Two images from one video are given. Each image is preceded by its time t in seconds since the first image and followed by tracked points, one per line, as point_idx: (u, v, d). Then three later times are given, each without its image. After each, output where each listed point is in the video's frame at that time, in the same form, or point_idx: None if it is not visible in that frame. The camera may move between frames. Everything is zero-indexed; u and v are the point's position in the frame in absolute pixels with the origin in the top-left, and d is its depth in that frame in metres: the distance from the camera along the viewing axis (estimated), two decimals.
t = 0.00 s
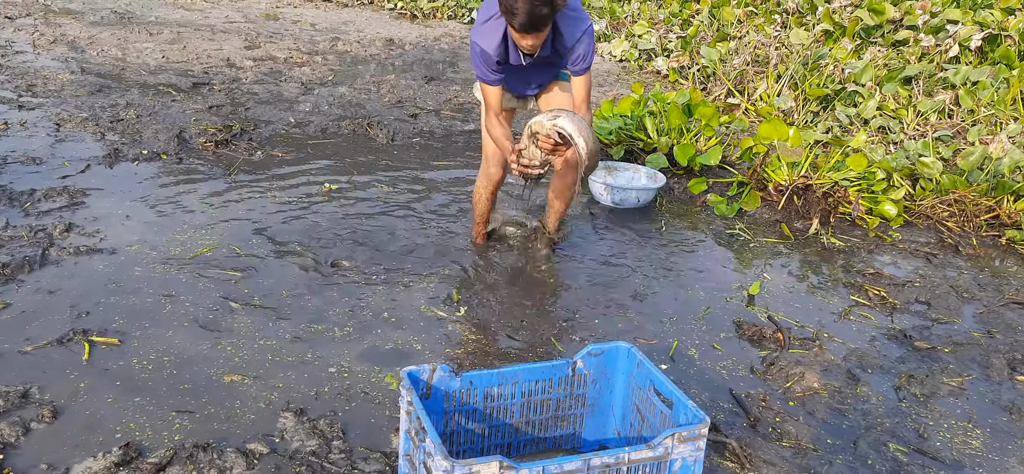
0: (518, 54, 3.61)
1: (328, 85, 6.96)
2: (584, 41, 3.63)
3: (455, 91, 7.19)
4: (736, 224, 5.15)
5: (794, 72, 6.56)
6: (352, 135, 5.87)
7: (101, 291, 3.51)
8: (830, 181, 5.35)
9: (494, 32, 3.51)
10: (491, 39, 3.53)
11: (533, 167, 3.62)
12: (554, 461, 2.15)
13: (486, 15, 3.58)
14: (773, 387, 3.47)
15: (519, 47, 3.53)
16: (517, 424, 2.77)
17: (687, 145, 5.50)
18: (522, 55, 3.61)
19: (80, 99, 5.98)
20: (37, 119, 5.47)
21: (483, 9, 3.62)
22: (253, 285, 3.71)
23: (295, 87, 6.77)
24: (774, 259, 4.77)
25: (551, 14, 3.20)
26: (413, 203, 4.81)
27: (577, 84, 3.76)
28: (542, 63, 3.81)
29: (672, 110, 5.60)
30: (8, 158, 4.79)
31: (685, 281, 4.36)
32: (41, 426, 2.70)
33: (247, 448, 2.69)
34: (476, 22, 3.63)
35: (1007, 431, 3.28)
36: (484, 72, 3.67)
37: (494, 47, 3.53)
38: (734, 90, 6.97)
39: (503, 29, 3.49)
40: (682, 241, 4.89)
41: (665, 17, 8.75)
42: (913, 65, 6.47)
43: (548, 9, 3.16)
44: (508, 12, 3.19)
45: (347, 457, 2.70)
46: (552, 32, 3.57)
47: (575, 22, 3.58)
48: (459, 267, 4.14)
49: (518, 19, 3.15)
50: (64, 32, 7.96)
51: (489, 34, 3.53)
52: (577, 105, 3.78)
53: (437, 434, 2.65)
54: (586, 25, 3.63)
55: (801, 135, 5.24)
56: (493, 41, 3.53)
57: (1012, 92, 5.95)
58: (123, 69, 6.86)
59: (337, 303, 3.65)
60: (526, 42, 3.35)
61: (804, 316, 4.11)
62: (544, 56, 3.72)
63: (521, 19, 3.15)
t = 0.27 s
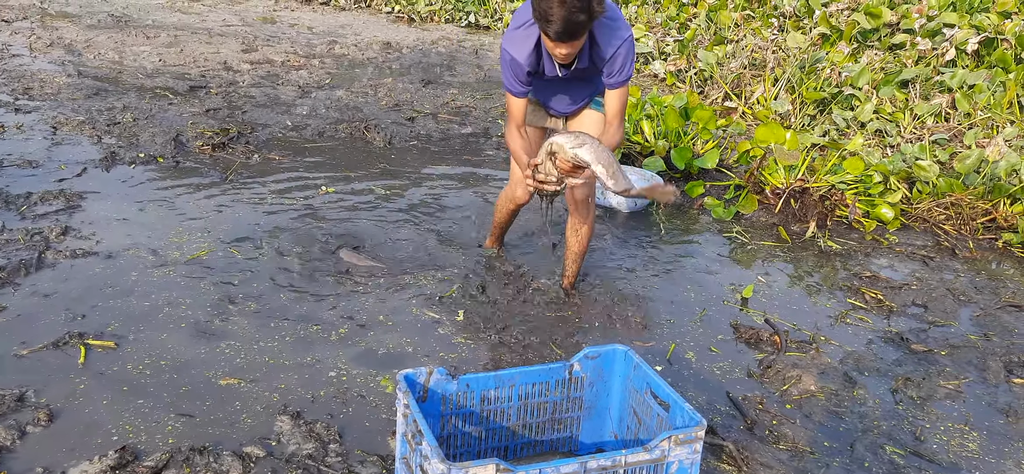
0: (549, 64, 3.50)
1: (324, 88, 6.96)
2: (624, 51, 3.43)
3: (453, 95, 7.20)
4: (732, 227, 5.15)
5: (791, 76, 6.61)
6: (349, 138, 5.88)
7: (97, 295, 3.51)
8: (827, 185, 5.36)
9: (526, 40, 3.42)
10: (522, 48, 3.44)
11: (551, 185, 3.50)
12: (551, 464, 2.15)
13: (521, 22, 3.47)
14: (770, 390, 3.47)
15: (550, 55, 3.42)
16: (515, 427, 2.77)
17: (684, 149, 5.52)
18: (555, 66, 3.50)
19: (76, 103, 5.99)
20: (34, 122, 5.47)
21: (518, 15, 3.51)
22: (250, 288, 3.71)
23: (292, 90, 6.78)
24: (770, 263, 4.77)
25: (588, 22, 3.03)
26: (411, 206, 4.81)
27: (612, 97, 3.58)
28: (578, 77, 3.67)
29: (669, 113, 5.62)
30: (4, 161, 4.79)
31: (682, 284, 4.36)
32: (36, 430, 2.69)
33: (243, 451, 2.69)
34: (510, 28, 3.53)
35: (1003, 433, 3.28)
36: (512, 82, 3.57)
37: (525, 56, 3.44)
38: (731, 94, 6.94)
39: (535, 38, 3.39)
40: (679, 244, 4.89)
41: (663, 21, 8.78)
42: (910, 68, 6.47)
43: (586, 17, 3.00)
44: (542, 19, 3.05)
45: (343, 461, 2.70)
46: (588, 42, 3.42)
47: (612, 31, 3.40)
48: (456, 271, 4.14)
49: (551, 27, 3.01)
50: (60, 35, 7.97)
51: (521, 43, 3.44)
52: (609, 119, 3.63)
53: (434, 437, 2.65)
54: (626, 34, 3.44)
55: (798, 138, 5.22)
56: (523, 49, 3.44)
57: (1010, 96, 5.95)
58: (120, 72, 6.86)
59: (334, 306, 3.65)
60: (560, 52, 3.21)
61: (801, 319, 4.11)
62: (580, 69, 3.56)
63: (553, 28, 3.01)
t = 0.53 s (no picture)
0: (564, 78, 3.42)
1: (321, 89, 6.96)
2: (639, 63, 3.30)
3: (450, 96, 7.20)
4: (728, 228, 5.16)
5: (788, 76, 6.53)
6: (346, 139, 5.88)
7: (93, 296, 3.51)
8: (823, 186, 5.36)
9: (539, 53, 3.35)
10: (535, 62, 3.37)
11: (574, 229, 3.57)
12: (547, 464, 2.15)
13: (534, 32, 3.37)
14: (766, 391, 3.48)
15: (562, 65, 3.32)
16: (511, 427, 2.77)
17: (681, 150, 5.51)
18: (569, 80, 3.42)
19: (73, 104, 5.99)
20: (30, 123, 5.47)
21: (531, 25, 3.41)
22: (246, 289, 3.71)
23: (289, 91, 6.78)
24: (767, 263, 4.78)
25: (602, 32, 2.84)
26: (408, 208, 4.81)
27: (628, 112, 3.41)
28: (593, 90, 3.56)
29: (666, 114, 5.60)
30: None
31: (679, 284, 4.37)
32: (31, 431, 2.69)
33: (239, 452, 2.69)
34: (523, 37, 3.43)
35: (999, 433, 3.29)
36: (523, 96, 3.50)
37: (537, 69, 3.38)
38: (728, 95, 6.91)
39: (548, 49, 3.32)
40: (676, 245, 4.89)
41: (660, 22, 8.80)
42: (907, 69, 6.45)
43: (599, 27, 2.82)
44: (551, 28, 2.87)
45: (340, 462, 2.70)
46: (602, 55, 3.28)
47: (627, 42, 3.27)
48: (453, 272, 4.14)
49: (561, 37, 2.83)
50: (57, 36, 7.97)
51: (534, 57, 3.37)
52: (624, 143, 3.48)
53: (430, 438, 2.65)
54: (642, 46, 3.32)
55: (795, 139, 5.22)
56: (535, 61, 3.37)
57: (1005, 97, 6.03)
58: (117, 73, 6.86)
59: (330, 307, 3.66)
60: (571, 65, 3.06)
61: (797, 319, 4.11)
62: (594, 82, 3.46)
63: (564, 40, 2.84)
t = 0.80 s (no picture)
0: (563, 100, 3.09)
1: (318, 88, 6.96)
2: (629, 55, 2.87)
3: (447, 95, 7.20)
4: (726, 227, 5.16)
5: (786, 76, 6.60)
6: (343, 138, 5.87)
7: (89, 294, 3.50)
8: (821, 184, 5.34)
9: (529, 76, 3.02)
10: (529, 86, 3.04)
11: (551, 264, 3.17)
12: (544, 463, 2.14)
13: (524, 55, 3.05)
14: (764, 389, 3.48)
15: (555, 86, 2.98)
16: (508, 426, 2.77)
17: (678, 149, 5.52)
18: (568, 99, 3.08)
19: (69, 102, 5.98)
20: (26, 122, 5.46)
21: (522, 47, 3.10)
22: (244, 287, 3.71)
23: (286, 90, 6.77)
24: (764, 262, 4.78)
25: (581, 36, 2.49)
26: (405, 207, 4.81)
27: (625, 111, 2.85)
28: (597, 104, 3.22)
29: (664, 113, 5.63)
30: None
31: (677, 283, 4.37)
32: (28, 429, 2.68)
33: (237, 450, 2.69)
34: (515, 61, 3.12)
35: (996, 431, 3.29)
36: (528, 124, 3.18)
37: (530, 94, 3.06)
38: (726, 94, 6.96)
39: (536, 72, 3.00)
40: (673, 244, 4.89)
41: (658, 22, 8.80)
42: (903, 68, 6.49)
43: (577, 30, 2.47)
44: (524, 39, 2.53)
45: (337, 460, 2.70)
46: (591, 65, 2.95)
47: (609, 33, 2.86)
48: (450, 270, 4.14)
49: (537, 53, 2.49)
50: (54, 35, 7.96)
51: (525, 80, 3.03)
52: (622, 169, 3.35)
53: (427, 436, 2.64)
54: (627, 33, 2.90)
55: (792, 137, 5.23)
56: (528, 87, 3.05)
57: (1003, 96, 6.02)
58: (113, 72, 6.86)
59: (328, 306, 3.65)
60: (564, 82, 2.72)
61: (795, 318, 4.12)
62: (595, 93, 3.10)
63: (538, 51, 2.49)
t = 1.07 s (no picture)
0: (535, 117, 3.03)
1: (316, 85, 6.95)
2: (592, 79, 2.65)
3: (445, 93, 7.18)
4: (725, 224, 5.16)
5: (784, 73, 6.55)
6: (341, 136, 5.86)
7: (85, 292, 3.49)
8: (820, 181, 5.33)
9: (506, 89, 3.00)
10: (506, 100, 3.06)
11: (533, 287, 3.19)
12: (543, 460, 2.14)
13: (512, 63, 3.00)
14: (763, 386, 3.47)
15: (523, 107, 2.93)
16: (506, 423, 2.77)
17: (677, 146, 5.51)
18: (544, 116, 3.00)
19: (66, 99, 5.97)
20: (23, 120, 5.45)
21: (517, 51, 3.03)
22: (242, 285, 3.70)
23: (284, 88, 6.76)
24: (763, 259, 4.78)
25: (506, 83, 2.44)
26: (404, 205, 4.80)
27: (602, 136, 2.63)
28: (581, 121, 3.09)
29: (662, 110, 5.62)
30: None
31: (676, 281, 4.36)
32: (25, 427, 2.68)
33: (235, 448, 2.68)
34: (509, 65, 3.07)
35: (995, 428, 3.29)
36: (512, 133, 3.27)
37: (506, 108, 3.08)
38: (724, 91, 6.96)
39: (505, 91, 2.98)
40: (672, 241, 4.89)
41: (656, 19, 8.77)
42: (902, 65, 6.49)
43: (502, 77, 2.42)
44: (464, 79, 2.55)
45: (335, 458, 2.69)
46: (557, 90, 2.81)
47: (569, 57, 2.69)
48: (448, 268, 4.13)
49: (467, 99, 2.51)
50: (51, 32, 7.94)
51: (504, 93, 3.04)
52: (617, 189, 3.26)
53: (425, 434, 2.64)
54: (592, 54, 2.70)
55: (791, 134, 5.23)
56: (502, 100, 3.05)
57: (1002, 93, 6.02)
58: (110, 69, 6.84)
59: (326, 303, 3.64)
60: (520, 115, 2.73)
61: (794, 315, 4.11)
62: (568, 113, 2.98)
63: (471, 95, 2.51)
